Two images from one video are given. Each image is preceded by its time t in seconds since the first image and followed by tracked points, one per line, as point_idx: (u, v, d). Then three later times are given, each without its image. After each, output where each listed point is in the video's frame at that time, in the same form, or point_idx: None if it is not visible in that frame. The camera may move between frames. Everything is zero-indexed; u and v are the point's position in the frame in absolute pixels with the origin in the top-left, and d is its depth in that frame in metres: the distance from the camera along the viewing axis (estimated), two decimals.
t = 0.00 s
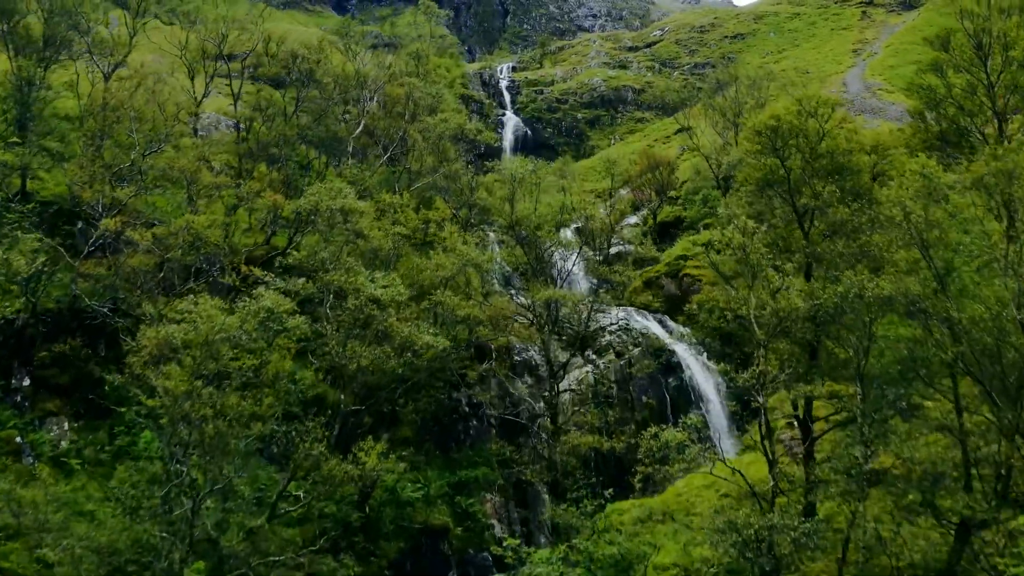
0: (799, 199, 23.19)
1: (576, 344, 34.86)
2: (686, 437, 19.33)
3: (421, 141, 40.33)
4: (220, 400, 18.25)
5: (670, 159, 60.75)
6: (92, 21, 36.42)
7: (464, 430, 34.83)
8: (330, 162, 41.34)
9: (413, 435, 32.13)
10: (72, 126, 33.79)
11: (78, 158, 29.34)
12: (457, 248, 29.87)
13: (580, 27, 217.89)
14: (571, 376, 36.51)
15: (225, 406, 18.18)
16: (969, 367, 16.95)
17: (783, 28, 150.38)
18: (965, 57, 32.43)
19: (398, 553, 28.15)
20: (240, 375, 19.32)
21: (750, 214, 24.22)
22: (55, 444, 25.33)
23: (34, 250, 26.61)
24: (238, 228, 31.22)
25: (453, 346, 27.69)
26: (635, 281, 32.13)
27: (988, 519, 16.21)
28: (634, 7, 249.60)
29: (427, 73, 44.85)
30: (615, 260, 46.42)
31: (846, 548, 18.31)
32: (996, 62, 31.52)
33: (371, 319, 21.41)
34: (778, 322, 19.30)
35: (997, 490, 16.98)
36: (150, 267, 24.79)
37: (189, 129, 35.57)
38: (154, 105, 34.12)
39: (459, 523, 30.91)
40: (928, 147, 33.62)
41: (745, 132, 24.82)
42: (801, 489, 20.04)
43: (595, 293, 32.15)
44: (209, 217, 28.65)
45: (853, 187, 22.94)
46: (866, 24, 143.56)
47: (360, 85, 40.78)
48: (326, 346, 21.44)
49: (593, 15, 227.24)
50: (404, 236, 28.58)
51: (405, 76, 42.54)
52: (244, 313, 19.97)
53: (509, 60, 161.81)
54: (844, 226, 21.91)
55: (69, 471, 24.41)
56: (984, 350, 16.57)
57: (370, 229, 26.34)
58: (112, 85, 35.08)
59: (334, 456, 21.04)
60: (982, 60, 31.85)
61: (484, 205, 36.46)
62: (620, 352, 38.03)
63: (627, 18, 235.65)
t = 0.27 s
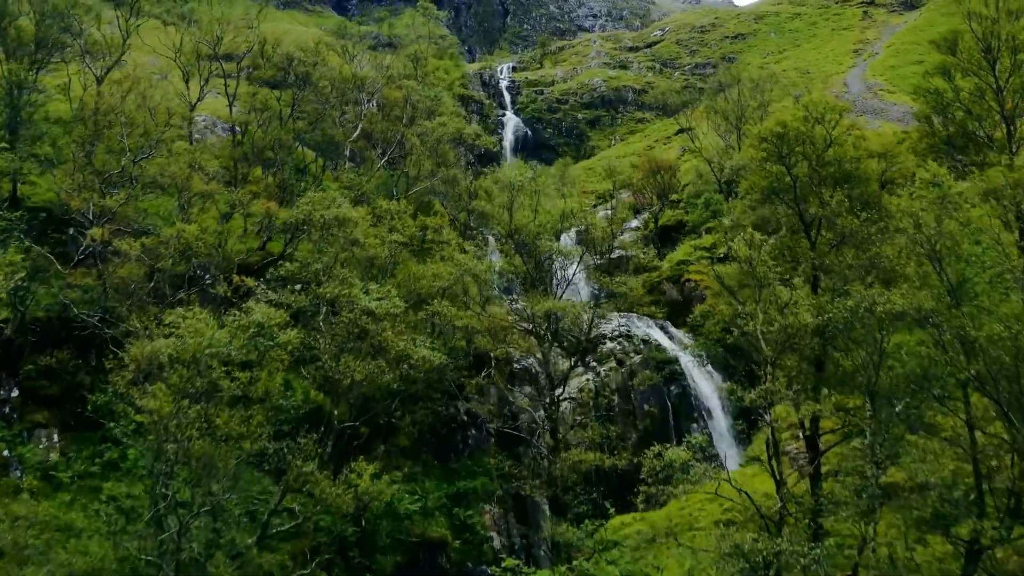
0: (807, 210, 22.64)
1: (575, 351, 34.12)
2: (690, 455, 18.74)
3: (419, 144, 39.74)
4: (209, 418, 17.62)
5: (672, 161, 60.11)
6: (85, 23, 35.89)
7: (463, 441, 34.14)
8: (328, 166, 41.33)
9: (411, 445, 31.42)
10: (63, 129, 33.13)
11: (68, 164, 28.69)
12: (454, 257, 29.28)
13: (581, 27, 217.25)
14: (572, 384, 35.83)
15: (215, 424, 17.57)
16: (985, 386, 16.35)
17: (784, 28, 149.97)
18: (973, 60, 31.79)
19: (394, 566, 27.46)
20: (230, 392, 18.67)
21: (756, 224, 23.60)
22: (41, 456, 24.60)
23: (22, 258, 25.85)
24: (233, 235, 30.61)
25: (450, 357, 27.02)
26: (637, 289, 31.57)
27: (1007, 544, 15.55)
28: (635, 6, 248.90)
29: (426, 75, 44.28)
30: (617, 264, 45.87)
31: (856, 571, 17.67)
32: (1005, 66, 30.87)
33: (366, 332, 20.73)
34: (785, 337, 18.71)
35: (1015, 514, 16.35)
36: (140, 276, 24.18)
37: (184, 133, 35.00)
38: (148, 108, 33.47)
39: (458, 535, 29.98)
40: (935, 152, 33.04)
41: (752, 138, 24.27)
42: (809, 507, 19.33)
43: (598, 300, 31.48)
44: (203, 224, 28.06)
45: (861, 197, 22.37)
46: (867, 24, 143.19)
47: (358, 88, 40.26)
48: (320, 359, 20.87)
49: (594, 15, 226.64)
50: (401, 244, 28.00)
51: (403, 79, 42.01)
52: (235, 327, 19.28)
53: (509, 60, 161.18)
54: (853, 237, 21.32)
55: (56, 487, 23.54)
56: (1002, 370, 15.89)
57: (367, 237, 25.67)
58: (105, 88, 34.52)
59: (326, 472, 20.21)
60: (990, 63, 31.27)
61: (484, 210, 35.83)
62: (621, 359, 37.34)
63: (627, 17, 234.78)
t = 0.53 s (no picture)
0: (816, 220, 21.97)
1: (577, 360, 33.40)
2: (696, 476, 18.04)
3: (418, 148, 39.11)
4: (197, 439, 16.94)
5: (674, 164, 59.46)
6: (77, 26, 35.27)
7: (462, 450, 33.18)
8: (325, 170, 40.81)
9: (408, 456, 30.71)
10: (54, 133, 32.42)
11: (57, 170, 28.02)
12: (452, 265, 28.62)
13: (581, 27, 216.52)
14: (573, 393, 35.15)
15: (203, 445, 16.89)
16: (1004, 407, 15.64)
17: (785, 28, 149.31)
18: (982, 64, 31.14)
19: None
20: (220, 411, 18.01)
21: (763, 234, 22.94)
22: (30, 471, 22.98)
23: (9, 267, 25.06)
24: (226, 242, 29.91)
25: (449, 368, 26.36)
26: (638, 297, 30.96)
27: None
28: (636, 6, 248.17)
29: (425, 77, 43.64)
30: (619, 269, 45.23)
31: None
32: (1015, 70, 30.21)
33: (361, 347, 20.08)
34: (795, 354, 18.03)
35: None
36: (130, 287, 23.50)
37: (177, 137, 34.33)
38: (141, 112, 32.80)
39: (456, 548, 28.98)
40: (944, 157, 32.31)
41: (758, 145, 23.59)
42: (821, 527, 18.57)
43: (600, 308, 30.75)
44: (195, 232, 27.38)
45: (871, 205, 21.69)
46: (869, 24, 142.45)
47: (356, 91, 39.61)
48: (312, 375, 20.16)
49: (595, 15, 225.88)
50: (398, 252, 27.32)
51: (401, 82, 41.34)
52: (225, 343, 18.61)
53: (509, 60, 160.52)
54: (863, 248, 20.63)
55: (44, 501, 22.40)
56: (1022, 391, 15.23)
57: (363, 245, 25.01)
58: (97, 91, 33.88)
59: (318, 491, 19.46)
60: (999, 67, 30.62)
61: (484, 216, 35.16)
62: (623, 367, 36.62)
63: (627, 17, 233.97)
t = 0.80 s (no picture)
0: (823, 229, 21.36)
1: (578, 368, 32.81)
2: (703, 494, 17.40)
3: (416, 152, 38.58)
4: (186, 457, 16.36)
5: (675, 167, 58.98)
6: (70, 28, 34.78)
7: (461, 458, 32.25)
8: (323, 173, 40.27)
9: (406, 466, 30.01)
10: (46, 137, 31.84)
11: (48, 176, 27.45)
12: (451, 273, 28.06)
13: (581, 27, 215.99)
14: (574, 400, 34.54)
15: (191, 464, 16.30)
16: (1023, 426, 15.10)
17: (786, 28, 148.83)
18: (989, 67, 30.62)
19: None
20: (210, 428, 17.44)
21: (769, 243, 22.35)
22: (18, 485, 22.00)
23: None
24: (222, 248, 29.36)
25: (447, 378, 25.80)
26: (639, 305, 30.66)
27: None
28: (636, 6, 247.71)
29: (423, 79, 43.14)
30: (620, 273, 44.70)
31: None
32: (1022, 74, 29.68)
33: (356, 360, 19.52)
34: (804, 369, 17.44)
35: None
36: (120, 296, 22.93)
37: (171, 142, 33.86)
38: (135, 115, 32.24)
39: (455, 559, 27.59)
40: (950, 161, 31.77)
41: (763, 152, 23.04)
42: (836, 547, 17.71)
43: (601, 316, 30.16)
44: (189, 239, 26.83)
45: (880, 214, 21.12)
46: (870, 24, 141.90)
47: (353, 94, 39.10)
48: (307, 388, 19.63)
49: (595, 15, 225.40)
50: (395, 259, 26.82)
51: (400, 84, 40.82)
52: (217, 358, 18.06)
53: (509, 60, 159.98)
54: (873, 258, 20.10)
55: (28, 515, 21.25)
56: None
57: (360, 253, 24.47)
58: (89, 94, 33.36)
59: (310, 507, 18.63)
60: (1006, 71, 30.10)
61: (483, 221, 34.63)
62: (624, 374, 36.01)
63: (628, 17, 233.46)
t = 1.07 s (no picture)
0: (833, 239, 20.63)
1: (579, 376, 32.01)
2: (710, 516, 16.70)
3: (414, 156, 37.91)
4: (171, 480, 15.66)
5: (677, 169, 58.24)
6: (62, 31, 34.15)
7: (459, 469, 31.90)
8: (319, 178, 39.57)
9: (404, 476, 29.34)
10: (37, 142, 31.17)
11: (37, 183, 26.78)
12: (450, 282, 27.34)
13: (582, 27, 215.22)
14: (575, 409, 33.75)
15: (176, 487, 15.61)
16: None
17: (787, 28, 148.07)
18: (999, 70, 29.91)
19: None
20: (197, 448, 16.73)
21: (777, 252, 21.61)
22: None
23: None
24: (215, 255, 28.71)
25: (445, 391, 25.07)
26: (643, 317, 29.79)
27: None
28: (637, 6, 246.92)
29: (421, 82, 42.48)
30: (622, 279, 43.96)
31: None
32: None
33: (349, 376, 18.81)
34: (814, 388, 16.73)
35: None
36: (108, 308, 22.23)
37: (165, 146, 33.24)
38: (127, 119, 31.56)
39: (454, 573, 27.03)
40: (960, 166, 31.03)
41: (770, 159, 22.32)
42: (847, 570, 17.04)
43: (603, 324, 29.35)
44: (181, 247, 26.14)
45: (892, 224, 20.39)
46: (871, 24, 141.10)
47: (350, 97, 38.42)
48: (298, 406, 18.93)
49: (595, 15, 224.64)
50: (393, 267, 26.19)
51: (398, 86, 40.13)
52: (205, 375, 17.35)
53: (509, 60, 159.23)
54: (885, 270, 19.36)
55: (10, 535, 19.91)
56: None
57: (354, 263, 23.77)
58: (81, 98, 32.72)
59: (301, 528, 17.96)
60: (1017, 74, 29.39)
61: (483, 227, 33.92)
62: (627, 383, 35.20)
63: (628, 17, 232.69)
